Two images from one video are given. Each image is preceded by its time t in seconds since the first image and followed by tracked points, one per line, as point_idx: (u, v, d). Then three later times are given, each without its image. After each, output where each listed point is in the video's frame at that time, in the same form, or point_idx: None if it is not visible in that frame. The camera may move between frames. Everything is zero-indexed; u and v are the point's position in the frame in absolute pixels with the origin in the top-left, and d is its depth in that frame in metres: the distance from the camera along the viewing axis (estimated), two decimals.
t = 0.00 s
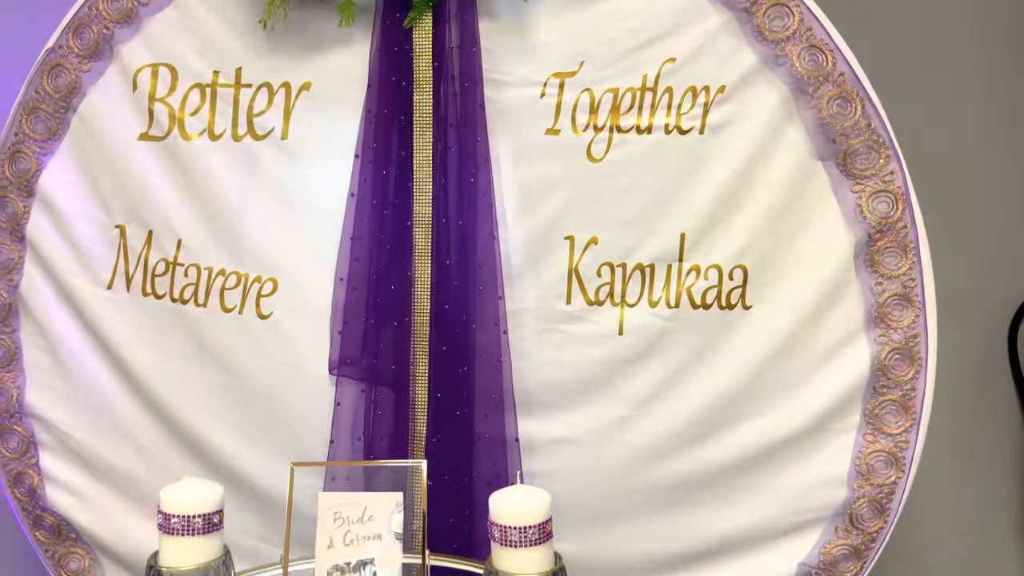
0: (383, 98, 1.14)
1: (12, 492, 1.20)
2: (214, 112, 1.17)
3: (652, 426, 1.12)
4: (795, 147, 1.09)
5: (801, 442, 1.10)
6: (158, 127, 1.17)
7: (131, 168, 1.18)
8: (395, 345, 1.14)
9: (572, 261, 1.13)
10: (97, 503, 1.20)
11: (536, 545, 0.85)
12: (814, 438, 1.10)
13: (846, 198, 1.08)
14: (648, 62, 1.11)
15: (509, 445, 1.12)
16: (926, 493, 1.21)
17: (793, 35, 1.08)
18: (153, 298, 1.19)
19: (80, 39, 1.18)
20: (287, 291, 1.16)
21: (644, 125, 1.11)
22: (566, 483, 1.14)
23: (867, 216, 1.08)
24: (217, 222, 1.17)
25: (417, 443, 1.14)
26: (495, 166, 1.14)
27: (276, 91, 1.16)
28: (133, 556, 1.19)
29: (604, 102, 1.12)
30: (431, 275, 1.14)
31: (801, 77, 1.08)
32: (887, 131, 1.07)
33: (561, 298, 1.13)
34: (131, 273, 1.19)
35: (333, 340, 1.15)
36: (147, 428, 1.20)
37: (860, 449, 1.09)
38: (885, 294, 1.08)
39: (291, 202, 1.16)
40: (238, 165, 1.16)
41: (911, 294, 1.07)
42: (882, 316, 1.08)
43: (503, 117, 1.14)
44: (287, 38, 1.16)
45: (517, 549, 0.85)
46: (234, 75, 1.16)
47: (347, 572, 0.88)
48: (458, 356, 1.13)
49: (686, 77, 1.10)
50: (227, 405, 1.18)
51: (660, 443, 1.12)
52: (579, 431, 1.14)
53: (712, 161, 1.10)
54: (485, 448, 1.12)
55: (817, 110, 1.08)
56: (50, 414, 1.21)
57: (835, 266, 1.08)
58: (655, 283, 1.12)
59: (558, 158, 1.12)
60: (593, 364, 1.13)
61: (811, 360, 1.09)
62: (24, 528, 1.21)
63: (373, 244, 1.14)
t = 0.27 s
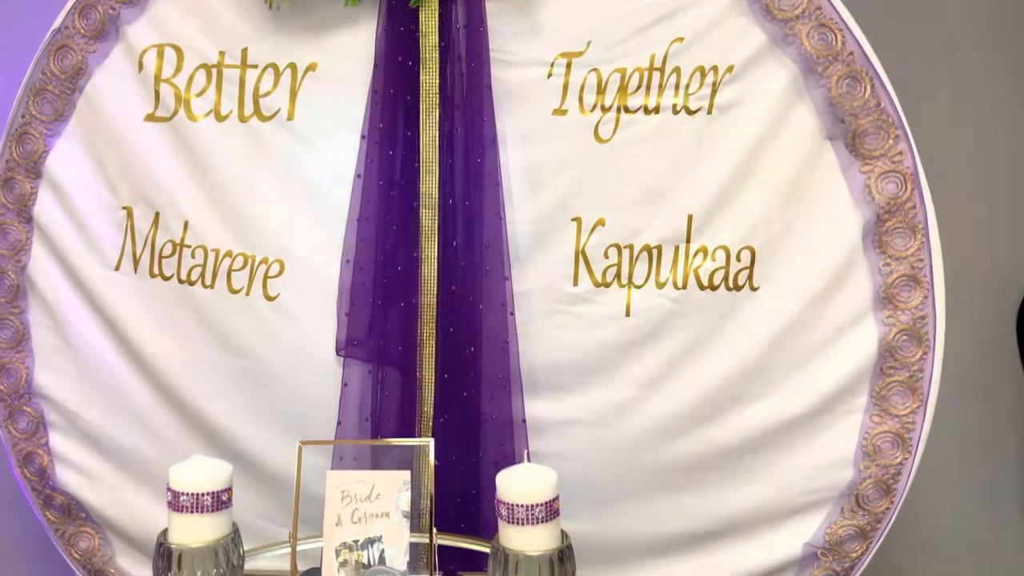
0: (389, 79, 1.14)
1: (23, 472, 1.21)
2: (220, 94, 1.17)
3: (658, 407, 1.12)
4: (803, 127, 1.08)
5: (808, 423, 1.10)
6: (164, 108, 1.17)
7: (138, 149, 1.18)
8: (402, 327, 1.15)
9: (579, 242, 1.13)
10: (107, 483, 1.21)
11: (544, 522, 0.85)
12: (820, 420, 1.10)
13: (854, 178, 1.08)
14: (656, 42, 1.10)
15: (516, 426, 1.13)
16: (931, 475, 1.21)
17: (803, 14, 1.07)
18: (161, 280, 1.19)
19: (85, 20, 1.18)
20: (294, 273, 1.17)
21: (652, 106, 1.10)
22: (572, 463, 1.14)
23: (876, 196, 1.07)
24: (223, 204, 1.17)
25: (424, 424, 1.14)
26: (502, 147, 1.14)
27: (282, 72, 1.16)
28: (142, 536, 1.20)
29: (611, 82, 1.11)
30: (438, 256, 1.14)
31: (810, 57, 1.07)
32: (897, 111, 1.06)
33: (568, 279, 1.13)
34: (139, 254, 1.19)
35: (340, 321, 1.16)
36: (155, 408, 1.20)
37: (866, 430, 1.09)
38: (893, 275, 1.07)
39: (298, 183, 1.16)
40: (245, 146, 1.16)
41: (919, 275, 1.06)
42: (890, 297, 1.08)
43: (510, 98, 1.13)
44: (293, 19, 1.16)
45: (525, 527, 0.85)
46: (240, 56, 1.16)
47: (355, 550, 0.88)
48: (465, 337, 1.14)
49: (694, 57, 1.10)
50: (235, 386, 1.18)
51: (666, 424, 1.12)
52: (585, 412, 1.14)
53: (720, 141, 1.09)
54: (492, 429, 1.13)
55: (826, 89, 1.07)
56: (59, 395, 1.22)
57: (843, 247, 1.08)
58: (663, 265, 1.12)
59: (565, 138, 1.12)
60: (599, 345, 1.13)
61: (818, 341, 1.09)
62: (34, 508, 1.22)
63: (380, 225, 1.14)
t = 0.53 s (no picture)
0: (396, 57, 1.13)
1: (32, 451, 1.22)
2: (226, 72, 1.16)
3: (666, 388, 1.12)
4: (814, 106, 1.07)
5: (815, 404, 1.10)
6: (170, 87, 1.17)
7: (144, 128, 1.18)
8: (409, 307, 1.14)
9: (587, 223, 1.12)
10: (115, 462, 1.22)
11: (551, 501, 0.84)
12: (828, 401, 1.10)
13: (866, 158, 1.07)
14: (666, 20, 1.09)
15: (523, 406, 1.13)
16: (940, 458, 1.21)
17: None
18: (168, 260, 1.19)
19: None
20: (301, 253, 1.16)
21: (661, 84, 1.09)
22: (579, 444, 1.14)
23: (887, 176, 1.06)
24: (230, 184, 1.17)
25: (431, 404, 1.14)
26: (509, 126, 1.13)
27: (288, 50, 1.15)
28: (152, 514, 1.21)
29: (620, 61, 1.10)
30: (445, 236, 1.13)
31: (822, 34, 1.06)
32: (910, 89, 1.04)
33: (575, 260, 1.13)
34: (146, 234, 1.19)
35: (347, 301, 1.15)
36: (163, 388, 1.21)
37: (875, 412, 1.08)
38: (903, 255, 1.07)
39: (305, 163, 1.16)
40: (251, 125, 1.16)
41: (930, 255, 1.05)
42: (900, 278, 1.07)
43: (518, 76, 1.12)
44: None
45: (533, 506, 0.84)
46: (246, 34, 1.15)
47: (363, 528, 0.88)
48: (472, 317, 1.13)
49: (704, 35, 1.08)
50: (243, 366, 1.18)
51: (674, 405, 1.12)
52: (593, 393, 1.14)
53: (730, 121, 1.08)
54: (500, 409, 1.13)
55: (838, 67, 1.06)
56: (68, 374, 1.22)
57: (853, 228, 1.07)
58: (671, 246, 1.11)
59: (573, 117, 1.11)
60: (607, 326, 1.12)
61: (827, 323, 1.09)
62: (43, 486, 1.22)
63: (387, 205, 1.14)
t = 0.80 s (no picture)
0: (402, 32, 1.11)
1: (38, 428, 1.22)
2: (230, 48, 1.15)
3: (672, 367, 1.11)
4: (826, 82, 1.05)
5: (824, 384, 1.09)
6: (174, 62, 1.16)
7: (147, 104, 1.17)
8: (415, 285, 1.13)
9: (594, 200, 1.11)
10: (121, 439, 1.22)
11: (557, 478, 0.84)
12: (836, 381, 1.09)
13: (878, 135, 1.05)
14: None
15: (529, 385, 1.12)
16: (949, 439, 1.20)
17: None
18: (172, 237, 1.18)
19: None
20: (305, 231, 1.16)
21: (670, 60, 1.08)
22: (584, 424, 1.14)
23: (899, 153, 1.05)
24: (234, 161, 1.16)
25: (436, 383, 1.14)
26: (516, 103, 1.11)
27: (292, 26, 1.14)
28: (156, 492, 1.21)
29: (628, 36, 1.09)
30: (451, 213, 1.12)
31: (835, 8, 1.05)
32: (923, 65, 1.03)
33: (582, 239, 1.12)
34: (150, 211, 1.18)
35: (353, 280, 1.15)
36: (167, 366, 1.20)
37: (883, 391, 1.08)
38: (915, 234, 1.06)
39: (309, 140, 1.15)
40: (255, 102, 1.15)
41: (942, 234, 1.05)
42: (911, 257, 1.06)
43: (525, 52, 1.11)
44: None
45: (539, 482, 0.84)
46: (250, 9, 1.14)
47: (368, 505, 0.87)
48: (478, 296, 1.12)
49: (714, 10, 1.07)
50: (247, 344, 1.18)
51: (680, 384, 1.11)
52: (599, 372, 1.13)
53: (740, 97, 1.07)
54: (505, 388, 1.12)
55: (850, 43, 1.05)
56: (73, 351, 1.22)
57: (863, 207, 1.06)
58: (679, 224, 1.10)
59: (581, 94, 1.10)
60: (613, 305, 1.12)
61: (836, 302, 1.08)
62: (49, 463, 1.23)
63: (392, 182, 1.12)
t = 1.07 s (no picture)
0: (408, 10, 1.10)
1: (44, 409, 1.22)
2: (235, 26, 1.13)
3: (680, 350, 1.11)
4: (838, 62, 1.04)
5: (832, 367, 1.09)
6: (178, 40, 1.14)
7: (152, 83, 1.15)
8: (421, 266, 1.13)
9: (602, 181, 1.10)
10: (127, 420, 1.22)
11: (565, 459, 0.83)
12: (844, 364, 1.09)
13: (889, 116, 1.04)
14: None
15: (535, 366, 1.12)
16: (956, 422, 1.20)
17: None
18: (177, 217, 1.18)
19: None
20: (311, 211, 1.15)
21: (680, 39, 1.06)
22: (591, 406, 1.14)
23: (911, 134, 1.04)
24: (240, 140, 1.15)
25: (442, 363, 1.13)
26: (523, 82, 1.10)
27: (297, 3, 1.12)
28: (163, 472, 1.21)
29: (638, 15, 1.07)
30: (457, 194, 1.11)
31: None
32: (936, 44, 1.02)
33: (590, 220, 1.11)
34: (155, 190, 1.18)
35: (359, 261, 1.14)
36: (173, 346, 1.20)
37: (892, 374, 1.07)
38: (926, 215, 1.05)
39: (315, 120, 1.14)
40: (261, 81, 1.14)
41: (953, 216, 1.04)
42: (922, 239, 1.05)
43: (533, 30, 1.09)
44: None
45: (546, 463, 0.83)
46: None
47: (375, 485, 0.87)
48: (485, 277, 1.11)
49: None
50: (253, 325, 1.18)
51: (688, 367, 1.11)
52: (606, 354, 1.13)
53: (750, 77, 1.05)
54: (512, 369, 1.12)
55: (863, 22, 1.03)
56: (78, 332, 1.22)
57: (874, 188, 1.05)
58: (688, 205, 1.09)
59: (589, 73, 1.08)
60: (621, 287, 1.11)
61: (844, 284, 1.07)
62: (56, 443, 1.23)
63: (398, 163, 1.12)
